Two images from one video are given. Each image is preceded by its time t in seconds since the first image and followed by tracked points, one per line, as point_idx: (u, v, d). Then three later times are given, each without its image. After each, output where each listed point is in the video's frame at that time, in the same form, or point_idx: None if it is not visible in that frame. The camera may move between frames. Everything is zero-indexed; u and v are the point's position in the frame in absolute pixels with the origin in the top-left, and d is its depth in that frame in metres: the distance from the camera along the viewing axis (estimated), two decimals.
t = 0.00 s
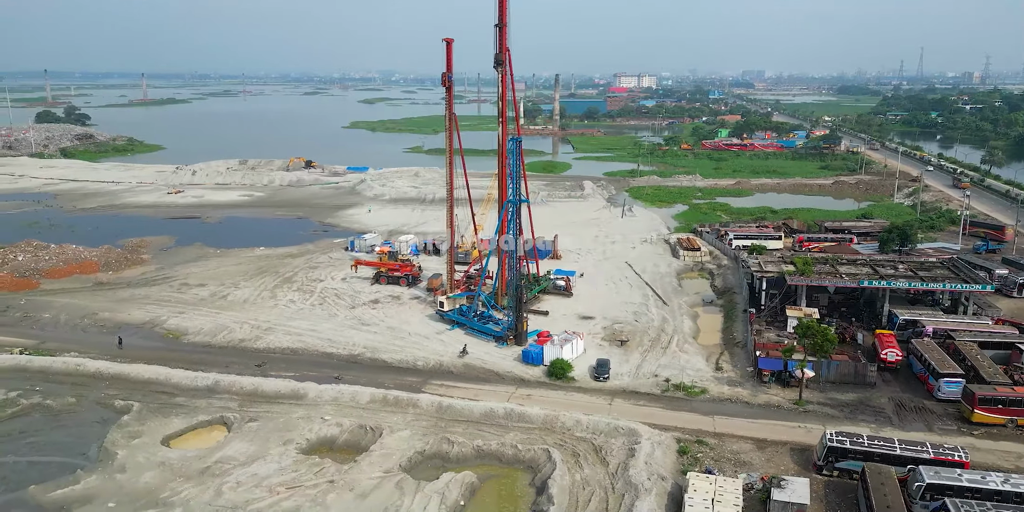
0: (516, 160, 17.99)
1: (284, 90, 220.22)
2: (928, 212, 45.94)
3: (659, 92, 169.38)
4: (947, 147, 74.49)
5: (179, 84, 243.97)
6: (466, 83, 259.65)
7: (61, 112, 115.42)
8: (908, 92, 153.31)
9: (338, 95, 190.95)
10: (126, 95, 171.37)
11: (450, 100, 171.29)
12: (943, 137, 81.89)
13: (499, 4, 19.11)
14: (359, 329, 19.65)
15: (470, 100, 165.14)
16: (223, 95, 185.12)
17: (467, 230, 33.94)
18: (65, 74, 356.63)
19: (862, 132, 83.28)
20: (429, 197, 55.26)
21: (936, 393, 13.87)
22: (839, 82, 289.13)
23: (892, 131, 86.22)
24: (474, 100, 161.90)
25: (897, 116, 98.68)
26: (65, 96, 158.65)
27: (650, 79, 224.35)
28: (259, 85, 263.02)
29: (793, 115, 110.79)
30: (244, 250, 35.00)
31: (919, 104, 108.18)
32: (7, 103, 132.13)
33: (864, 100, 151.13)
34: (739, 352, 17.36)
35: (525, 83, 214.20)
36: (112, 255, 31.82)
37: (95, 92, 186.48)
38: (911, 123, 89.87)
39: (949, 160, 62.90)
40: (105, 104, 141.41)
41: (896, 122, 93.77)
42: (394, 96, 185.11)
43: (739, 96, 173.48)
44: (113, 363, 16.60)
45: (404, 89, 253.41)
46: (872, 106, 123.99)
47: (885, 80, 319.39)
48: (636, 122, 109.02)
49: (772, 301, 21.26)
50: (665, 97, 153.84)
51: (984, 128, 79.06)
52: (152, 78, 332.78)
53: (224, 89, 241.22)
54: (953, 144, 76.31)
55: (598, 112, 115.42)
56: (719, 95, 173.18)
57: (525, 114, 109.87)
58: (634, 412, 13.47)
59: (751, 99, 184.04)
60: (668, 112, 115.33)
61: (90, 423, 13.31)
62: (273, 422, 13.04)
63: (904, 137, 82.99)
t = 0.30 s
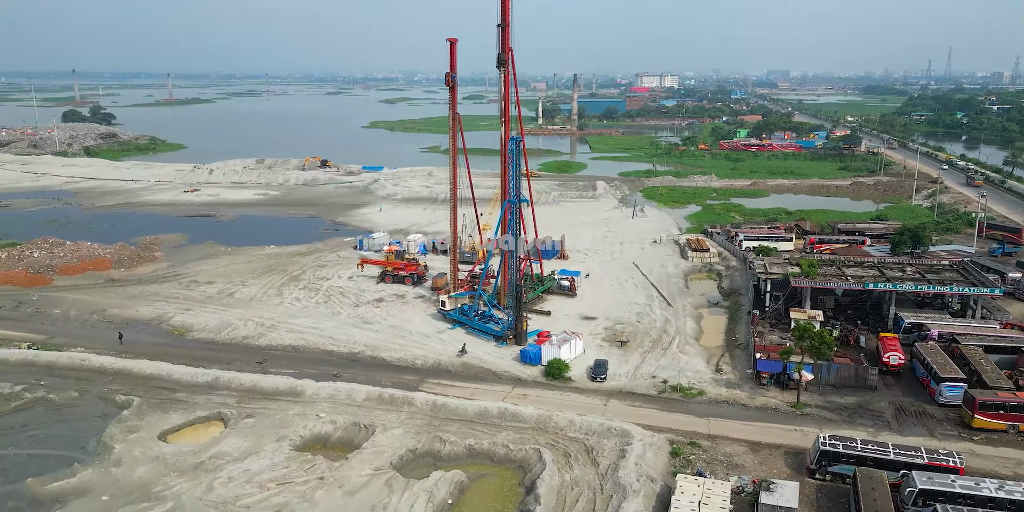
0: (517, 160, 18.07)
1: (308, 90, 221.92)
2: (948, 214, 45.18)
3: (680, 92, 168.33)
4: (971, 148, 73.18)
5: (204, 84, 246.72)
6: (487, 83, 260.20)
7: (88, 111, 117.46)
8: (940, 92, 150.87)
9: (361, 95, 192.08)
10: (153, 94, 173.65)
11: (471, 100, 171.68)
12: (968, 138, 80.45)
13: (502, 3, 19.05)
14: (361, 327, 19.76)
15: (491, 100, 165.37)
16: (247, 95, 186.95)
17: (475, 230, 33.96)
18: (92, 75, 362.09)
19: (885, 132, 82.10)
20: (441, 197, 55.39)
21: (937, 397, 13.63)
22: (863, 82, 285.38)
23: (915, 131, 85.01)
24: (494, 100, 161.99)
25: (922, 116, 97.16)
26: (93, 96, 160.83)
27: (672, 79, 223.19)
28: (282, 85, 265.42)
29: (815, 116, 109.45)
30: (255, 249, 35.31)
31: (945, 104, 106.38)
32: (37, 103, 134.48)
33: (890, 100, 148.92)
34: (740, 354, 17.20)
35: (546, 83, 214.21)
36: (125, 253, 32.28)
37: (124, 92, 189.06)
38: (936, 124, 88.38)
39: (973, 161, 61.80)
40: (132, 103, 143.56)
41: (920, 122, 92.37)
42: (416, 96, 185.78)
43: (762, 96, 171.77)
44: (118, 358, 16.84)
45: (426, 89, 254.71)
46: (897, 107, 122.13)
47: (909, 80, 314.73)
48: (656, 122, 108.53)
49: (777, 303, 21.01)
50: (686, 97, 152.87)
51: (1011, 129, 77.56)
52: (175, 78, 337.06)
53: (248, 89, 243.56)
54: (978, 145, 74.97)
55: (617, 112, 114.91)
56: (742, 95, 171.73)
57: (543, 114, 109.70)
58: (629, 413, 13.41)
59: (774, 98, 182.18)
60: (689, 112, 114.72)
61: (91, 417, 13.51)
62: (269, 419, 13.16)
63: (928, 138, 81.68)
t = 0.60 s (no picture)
0: (517, 160, 18.11)
1: (331, 90, 223.29)
2: (969, 216, 44.47)
3: (701, 92, 167.24)
4: (996, 149, 71.94)
5: (228, 85, 249.25)
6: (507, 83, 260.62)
7: (113, 110, 119.25)
8: (966, 93, 148.48)
9: (382, 95, 193.05)
10: (178, 94, 175.70)
11: (490, 99, 171.98)
12: (993, 138, 79.12)
13: (505, 3, 19.06)
14: (363, 325, 19.87)
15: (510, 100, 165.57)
16: (270, 95, 188.57)
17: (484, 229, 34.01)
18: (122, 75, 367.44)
19: (907, 133, 80.97)
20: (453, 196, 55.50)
21: (939, 402, 13.42)
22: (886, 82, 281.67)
23: (939, 132, 83.72)
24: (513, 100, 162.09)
25: (947, 117, 95.71)
26: (120, 96, 163.12)
27: (694, 79, 221.98)
28: (304, 85, 267.71)
29: (837, 116, 108.25)
30: (266, 247, 35.62)
31: (971, 105, 104.61)
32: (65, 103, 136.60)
33: (916, 100, 146.73)
34: (742, 356, 17.05)
35: (567, 83, 214.12)
36: (138, 250, 32.68)
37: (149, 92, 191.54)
38: (960, 125, 86.99)
39: (996, 163, 60.72)
40: (157, 103, 145.55)
41: (943, 123, 91.02)
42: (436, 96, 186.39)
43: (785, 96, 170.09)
44: (123, 354, 17.06)
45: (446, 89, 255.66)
46: (922, 107, 120.33)
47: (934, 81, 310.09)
48: (675, 122, 107.98)
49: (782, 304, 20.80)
50: (706, 97, 151.85)
51: None
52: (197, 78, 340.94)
53: (272, 89, 245.93)
54: (1003, 146, 73.67)
55: (636, 112, 114.46)
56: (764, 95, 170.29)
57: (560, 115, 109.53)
58: (625, 414, 13.36)
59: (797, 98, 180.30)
60: (708, 112, 114.06)
61: (92, 411, 13.69)
62: (267, 415, 13.27)
63: (951, 139, 80.45)
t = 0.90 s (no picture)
0: (518, 161, 18.15)
1: (357, 91, 224.53)
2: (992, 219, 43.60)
3: (725, 92, 165.87)
4: None
5: (254, 85, 251.88)
6: (529, 83, 260.77)
7: (137, 110, 121.07)
8: (998, 93, 145.49)
9: (417, 95, 194.36)
10: (205, 94, 178.03)
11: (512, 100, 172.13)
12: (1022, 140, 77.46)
13: (509, 3, 19.08)
14: (367, 324, 19.99)
15: (531, 100, 165.65)
16: (299, 96, 189.98)
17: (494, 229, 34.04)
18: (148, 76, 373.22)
19: (932, 134, 79.59)
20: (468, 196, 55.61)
21: (941, 407, 13.18)
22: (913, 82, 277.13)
23: (965, 133, 82.20)
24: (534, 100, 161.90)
25: (974, 118, 93.89)
26: (147, 96, 165.65)
27: (718, 78, 220.38)
28: (328, 85, 270.20)
29: (861, 117, 106.73)
30: (279, 245, 35.97)
31: (1001, 105, 102.53)
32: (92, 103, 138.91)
33: (945, 101, 144.01)
34: (744, 359, 16.90)
35: (590, 82, 213.81)
36: (153, 248, 33.16)
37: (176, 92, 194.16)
38: (988, 126, 85.30)
39: None
40: (185, 103, 147.75)
41: (971, 123, 89.37)
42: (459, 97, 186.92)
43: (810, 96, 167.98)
44: (129, 350, 17.32)
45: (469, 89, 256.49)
46: (950, 107, 118.14)
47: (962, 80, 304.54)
48: (696, 123, 107.29)
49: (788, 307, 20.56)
50: (730, 97, 150.61)
51: None
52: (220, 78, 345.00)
53: (297, 89, 248.23)
54: None
55: (657, 112, 113.77)
56: (802, 95, 168.85)
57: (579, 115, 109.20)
58: (620, 415, 13.33)
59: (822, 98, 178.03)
60: (731, 112, 113.15)
61: (96, 406, 13.92)
62: (265, 412, 13.40)
63: (978, 139, 78.94)
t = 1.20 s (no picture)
0: (522, 161, 18.17)
1: (380, 91, 226.01)
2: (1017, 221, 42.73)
3: (750, 92, 164.39)
4: None
5: (284, 86, 254.32)
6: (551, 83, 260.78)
7: (162, 110, 122.89)
8: None
9: (440, 95, 195.12)
10: (232, 94, 180.12)
11: (534, 100, 172.14)
12: None
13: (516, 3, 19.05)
14: (372, 322, 20.11)
15: (554, 100, 165.58)
16: (323, 96, 191.69)
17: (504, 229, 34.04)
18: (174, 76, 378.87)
19: (958, 135, 78.18)
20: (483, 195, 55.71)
21: (945, 413, 12.96)
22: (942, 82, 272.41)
23: (993, 134, 80.62)
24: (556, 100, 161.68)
25: (1004, 118, 92.02)
26: (175, 96, 168.22)
27: (743, 78, 218.55)
28: (352, 85, 272.22)
29: (886, 118, 105.13)
30: (292, 244, 36.31)
31: None
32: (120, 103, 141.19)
33: (975, 100, 141.27)
34: (747, 361, 16.74)
35: (613, 82, 213.32)
36: (168, 245, 33.65)
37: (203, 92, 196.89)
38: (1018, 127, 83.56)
39: None
40: (210, 103, 149.66)
41: (1001, 124, 87.73)
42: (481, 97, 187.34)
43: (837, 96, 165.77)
44: (138, 346, 17.60)
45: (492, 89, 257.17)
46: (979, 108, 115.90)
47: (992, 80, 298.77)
48: (719, 123, 106.47)
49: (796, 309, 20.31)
50: (754, 97, 149.12)
51: None
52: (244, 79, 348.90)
53: (322, 89, 250.28)
54: None
55: (679, 112, 113.09)
56: (828, 95, 166.72)
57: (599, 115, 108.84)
58: (618, 417, 13.28)
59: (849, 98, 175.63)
60: (752, 112, 112.08)
61: (101, 400, 14.16)
62: (265, 409, 13.54)
63: (1006, 140, 77.43)
